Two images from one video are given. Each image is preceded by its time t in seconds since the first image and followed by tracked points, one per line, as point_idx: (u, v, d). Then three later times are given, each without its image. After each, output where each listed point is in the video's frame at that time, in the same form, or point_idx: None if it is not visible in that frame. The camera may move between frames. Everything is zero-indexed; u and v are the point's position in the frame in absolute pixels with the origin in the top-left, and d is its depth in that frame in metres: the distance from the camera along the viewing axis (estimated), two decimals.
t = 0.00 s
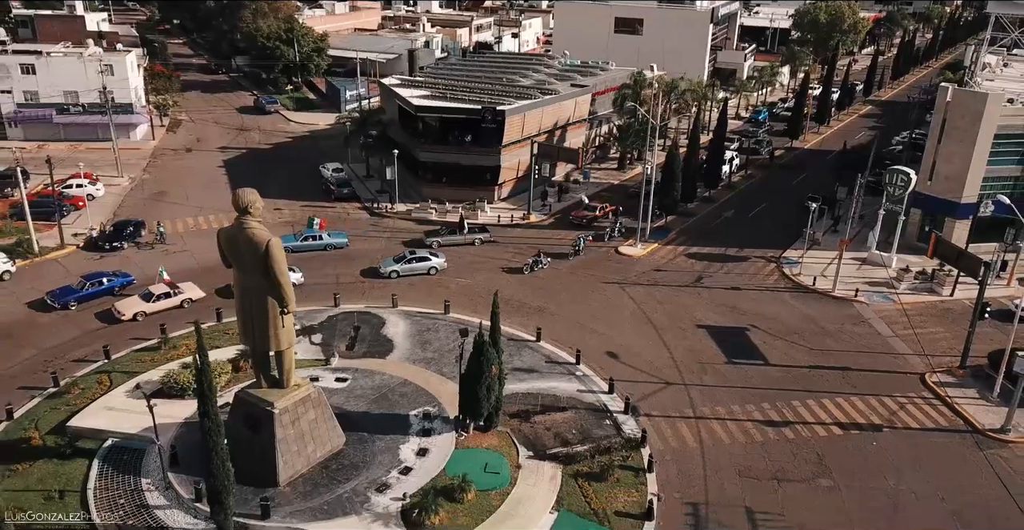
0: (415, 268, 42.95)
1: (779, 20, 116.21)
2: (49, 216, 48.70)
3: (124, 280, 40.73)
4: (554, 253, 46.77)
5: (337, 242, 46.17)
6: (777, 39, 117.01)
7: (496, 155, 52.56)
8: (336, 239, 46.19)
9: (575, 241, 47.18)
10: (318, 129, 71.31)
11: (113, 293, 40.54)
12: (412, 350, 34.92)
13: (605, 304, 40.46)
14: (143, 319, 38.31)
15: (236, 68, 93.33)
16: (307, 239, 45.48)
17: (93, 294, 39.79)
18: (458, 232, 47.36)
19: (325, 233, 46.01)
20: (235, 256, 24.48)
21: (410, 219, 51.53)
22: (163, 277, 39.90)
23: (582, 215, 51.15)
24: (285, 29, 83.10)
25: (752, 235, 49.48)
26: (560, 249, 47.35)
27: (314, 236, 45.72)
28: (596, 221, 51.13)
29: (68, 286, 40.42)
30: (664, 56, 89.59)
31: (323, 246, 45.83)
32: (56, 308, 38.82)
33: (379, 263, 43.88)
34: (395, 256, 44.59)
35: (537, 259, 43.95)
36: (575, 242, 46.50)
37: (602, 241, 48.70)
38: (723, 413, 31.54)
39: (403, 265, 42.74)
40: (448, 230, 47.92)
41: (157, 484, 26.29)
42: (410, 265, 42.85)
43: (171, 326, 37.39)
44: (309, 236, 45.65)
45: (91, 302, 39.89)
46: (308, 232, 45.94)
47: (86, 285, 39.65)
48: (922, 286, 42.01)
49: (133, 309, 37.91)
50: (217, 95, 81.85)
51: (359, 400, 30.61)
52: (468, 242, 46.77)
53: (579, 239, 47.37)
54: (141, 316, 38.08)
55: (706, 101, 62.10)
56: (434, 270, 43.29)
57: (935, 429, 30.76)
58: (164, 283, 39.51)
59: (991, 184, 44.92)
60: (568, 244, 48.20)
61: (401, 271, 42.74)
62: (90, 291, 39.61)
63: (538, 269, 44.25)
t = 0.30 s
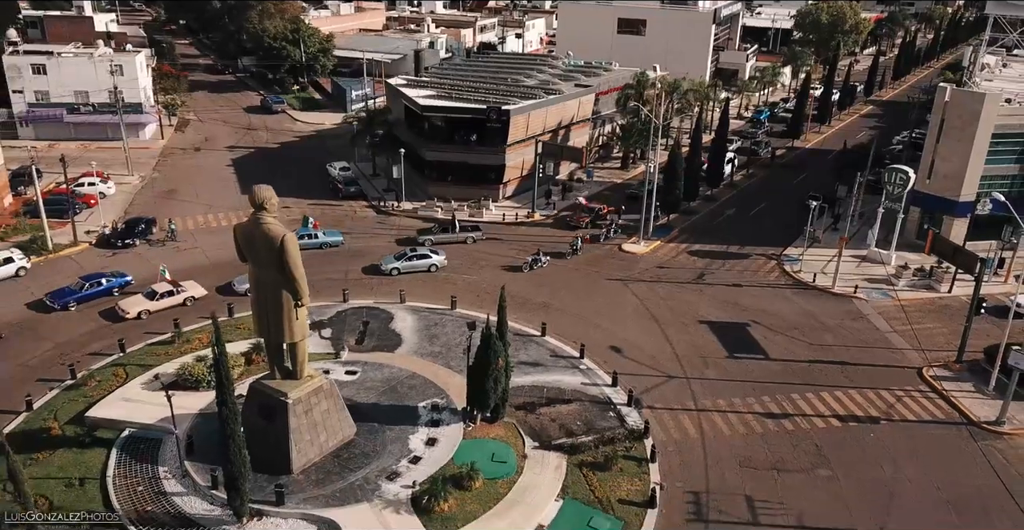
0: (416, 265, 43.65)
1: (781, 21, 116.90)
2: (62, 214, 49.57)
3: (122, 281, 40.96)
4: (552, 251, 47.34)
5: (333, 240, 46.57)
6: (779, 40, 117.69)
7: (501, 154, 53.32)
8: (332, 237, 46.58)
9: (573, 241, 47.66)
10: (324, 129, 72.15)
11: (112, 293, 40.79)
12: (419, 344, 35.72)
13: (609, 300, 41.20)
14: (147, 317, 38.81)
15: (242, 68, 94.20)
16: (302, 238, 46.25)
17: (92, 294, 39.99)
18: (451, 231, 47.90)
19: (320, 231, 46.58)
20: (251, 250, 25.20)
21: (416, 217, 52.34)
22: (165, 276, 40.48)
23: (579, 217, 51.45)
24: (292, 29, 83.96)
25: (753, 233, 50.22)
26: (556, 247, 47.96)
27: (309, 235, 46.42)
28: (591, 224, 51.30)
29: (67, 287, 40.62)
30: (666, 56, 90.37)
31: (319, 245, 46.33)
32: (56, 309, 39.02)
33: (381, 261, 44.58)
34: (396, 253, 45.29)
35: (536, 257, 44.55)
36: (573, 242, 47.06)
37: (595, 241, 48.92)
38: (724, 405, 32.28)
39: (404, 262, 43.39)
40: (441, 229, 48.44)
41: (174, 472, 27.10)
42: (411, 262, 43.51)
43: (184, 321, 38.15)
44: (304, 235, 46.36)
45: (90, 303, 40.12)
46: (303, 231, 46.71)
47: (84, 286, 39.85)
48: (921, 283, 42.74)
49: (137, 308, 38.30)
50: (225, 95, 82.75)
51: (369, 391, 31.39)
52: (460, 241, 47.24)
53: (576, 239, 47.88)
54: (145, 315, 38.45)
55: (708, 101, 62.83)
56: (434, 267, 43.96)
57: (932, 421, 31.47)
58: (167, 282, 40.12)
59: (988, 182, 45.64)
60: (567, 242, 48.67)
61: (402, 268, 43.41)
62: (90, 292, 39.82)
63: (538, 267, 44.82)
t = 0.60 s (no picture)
0: (417, 262, 44.37)
1: (785, 22, 117.56)
2: (77, 211, 50.53)
3: (122, 281, 41.29)
4: (551, 249, 48.03)
5: (329, 239, 47.24)
6: (783, 40, 118.31)
7: (507, 153, 54.10)
8: (328, 236, 47.27)
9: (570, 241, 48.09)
10: (332, 128, 73.04)
11: (112, 294, 41.11)
12: (428, 338, 36.55)
13: (613, 296, 41.98)
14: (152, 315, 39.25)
15: (250, 69, 95.12)
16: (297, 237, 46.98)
17: (92, 295, 40.27)
18: (444, 228, 48.46)
19: (317, 230, 47.29)
20: (267, 245, 25.96)
21: (424, 215, 53.18)
22: (169, 275, 40.91)
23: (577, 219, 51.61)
24: (300, 30, 84.87)
25: (755, 231, 50.95)
26: (558, 245, 48.67)
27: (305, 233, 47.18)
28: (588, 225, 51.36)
29: (67, 288, 40.86)
30: (670, 57, 91.04)
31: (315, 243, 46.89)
32: (57, 310, 39.26)
33: (383, 258, 45.34)
34: (398, 251, 46.03)
35: (536, 256, 45.11)
36: (571, 242, 47.52)
37: (591, 242, 49.22)
38: (727, 398, 33.02)
39: (405, 259, 44.13)
40: (435, 226, 48.97)
41: (192, 461, 27.94)
42: (411, 259, 44.23)
43: (197, 316, 39.00)
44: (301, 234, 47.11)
45: (90, 304, 40.41)
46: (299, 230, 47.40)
47: (85, 287, 40.12)
48: (921, 280, 43.42)
49: (142, 306, 38.68)
50: (233, 94, 83.66)
51: (380, 384, 32.20)
52: (453, 239, 47.69)
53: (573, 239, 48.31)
54: (151, 313, 38.89)
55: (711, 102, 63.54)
56: (436, 265, 44.72)
57: (929, 414, 32.19)
58: (171, 280, 40.58)
59: (987, 182, 46.32)
60: (568, 241, 49.25)
61: (403, 266, 44.18)
62: (90, 293, 40.11)
63: (538, 265, 45.37)
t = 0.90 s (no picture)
0: (418, 261, 45.11)
1: (788, 22, 118.22)
2: (90, 209, 51.51)
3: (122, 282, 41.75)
4: (550, 248, 48.61)
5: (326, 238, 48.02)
6: (786, 41, 118.97)
7: (513, 153, 54.90)
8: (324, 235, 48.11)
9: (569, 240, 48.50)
10: (340, 128, 73.95)
11: (113, 295, 41.49)
12: (437, 333, 37.39)
13: (618, 293, 42.76)
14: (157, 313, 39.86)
15: (257, 69, 96.13)
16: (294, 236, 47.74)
17: (93, 296, 40.69)
18: (438, 227, 49.17)
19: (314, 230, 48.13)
20: (282, 240, 26.75)
21: (431, 213, 54.03)
22: (174, 274, 41.58)
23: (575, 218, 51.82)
24: (307, 31, 85.82)
25: (757, 229, 51.74)
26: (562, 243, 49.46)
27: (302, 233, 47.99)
28: (587, 224, 51.61)
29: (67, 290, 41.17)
30: (674, 57, 91.75)
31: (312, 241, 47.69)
32: (60, 312, 39.61)
33: (386, 256, 46.13)
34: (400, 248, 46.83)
35: (537, 254, 45.75)
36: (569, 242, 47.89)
37: (589, 240, 49.69)
38: (729, 392, 33.78)
39: (407, 257, 44.94)
40: (430, 225, 49.71)
41: (208, 450, 28.80)
42: (413, 257, 45.02)
43: (210, 311, 39.86)
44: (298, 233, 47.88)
45: (91, 305, 40.77)
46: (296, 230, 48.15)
47: (86, 288, 40.50)
48: (920, 277, 44.11)
49: (148, 304, 39.31)
50: (242, 94, 84.62)
51: (390, 376, 33.02)
52: (447, 238, 48.29)
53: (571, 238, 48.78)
54: (156, 311, 39.54)
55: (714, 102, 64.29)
56: (437, 262, 45.50)
57: (927, 407, 32.90)
58: (175, 279, 41.19)
59: (987, 181, 46.98)
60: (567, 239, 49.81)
61: (405, 263, 44.99)
62: (91, 295, 40.48)
63: (537, 264, 45.98)
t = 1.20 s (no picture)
0: (421, 257, 45.93)
1: (793, 23, 118.83)
2: (106, 207, 52.52)
3: (125, 282, 42.19)
4: (552, 246, 49.26)
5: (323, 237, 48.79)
6: (791, 41, 119.63)
7: (520, 152, 55.78)
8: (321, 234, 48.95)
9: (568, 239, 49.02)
10: (348, 128, 74.94)
11: (115, 295, 41.85)
12: (446, 327, 38.28)
13: (623, 289, 43.56)
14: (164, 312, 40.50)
15: (267, 69, 97.17)
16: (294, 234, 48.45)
17: (96, 297, 41.06)
18: (434, 225, 49.65)
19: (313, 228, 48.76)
20: (298, 235, 27.69)
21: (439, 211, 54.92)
22: (179, 273, 42.25)
23: (574, 220, 52.23)
24: (316, 32, 86.87)
25: (761, 227, 52.51)
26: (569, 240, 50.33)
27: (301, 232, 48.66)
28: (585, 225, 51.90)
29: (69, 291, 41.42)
30: (679, 58, 92.45)
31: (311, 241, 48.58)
32: (64, 312, 39.90)
33: (388, 253, 46.95)
34: (403, 246, 47.55)
35: (537, 252, 46.46)
36: (569, 239, 48.44)
37: (589, 240, 50.17)
38: (732, 385, 34.56)
39: (410, 254, 45.69)
40: (427, 223, 50.36)
41: (225, 438, 29.72)
42: (416, 254, 45.79)
43: (226, 305, 40.87)
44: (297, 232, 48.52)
45: (94, 306, 41.09)
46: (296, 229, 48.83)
47: (90, 289, 40.84)
48: (921, 275, 44.83)
49: (155, 303, 39.96)
50: (251, 94, 85.68)
51: (401, 368, 33.93)
52: (442, 237, 48.84)
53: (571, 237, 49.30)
54: (163, 309, 40.19)
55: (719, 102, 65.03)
56: (439, 259, 46.35)
57: (926, 400, 33.62)
58: (181, 278, 41.85)
59: (987, 180, 47.65)
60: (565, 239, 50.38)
61: (407, 260, 45.75)
62: (94, 296, 40.83)
63: (538, 262, 46.63)
